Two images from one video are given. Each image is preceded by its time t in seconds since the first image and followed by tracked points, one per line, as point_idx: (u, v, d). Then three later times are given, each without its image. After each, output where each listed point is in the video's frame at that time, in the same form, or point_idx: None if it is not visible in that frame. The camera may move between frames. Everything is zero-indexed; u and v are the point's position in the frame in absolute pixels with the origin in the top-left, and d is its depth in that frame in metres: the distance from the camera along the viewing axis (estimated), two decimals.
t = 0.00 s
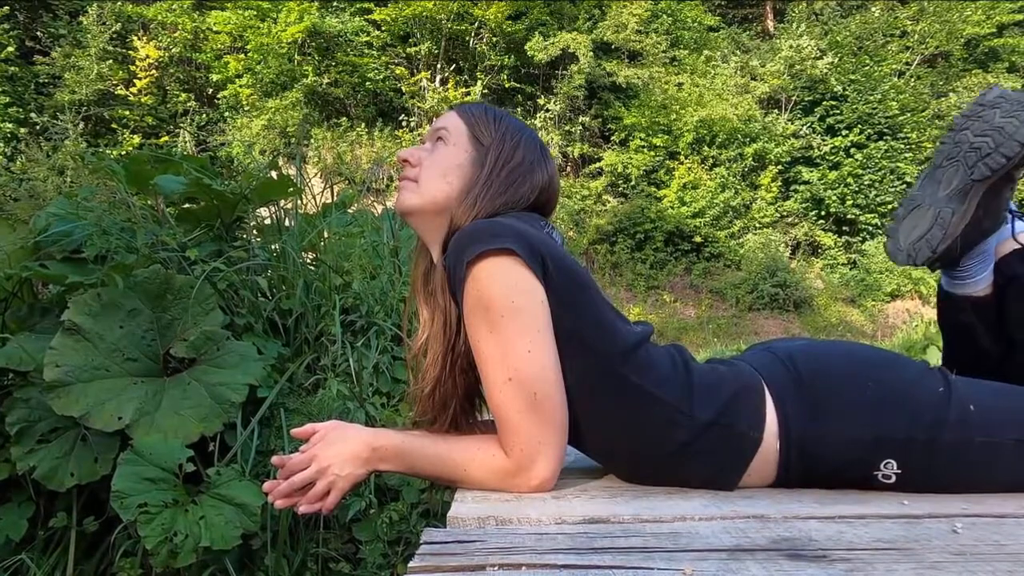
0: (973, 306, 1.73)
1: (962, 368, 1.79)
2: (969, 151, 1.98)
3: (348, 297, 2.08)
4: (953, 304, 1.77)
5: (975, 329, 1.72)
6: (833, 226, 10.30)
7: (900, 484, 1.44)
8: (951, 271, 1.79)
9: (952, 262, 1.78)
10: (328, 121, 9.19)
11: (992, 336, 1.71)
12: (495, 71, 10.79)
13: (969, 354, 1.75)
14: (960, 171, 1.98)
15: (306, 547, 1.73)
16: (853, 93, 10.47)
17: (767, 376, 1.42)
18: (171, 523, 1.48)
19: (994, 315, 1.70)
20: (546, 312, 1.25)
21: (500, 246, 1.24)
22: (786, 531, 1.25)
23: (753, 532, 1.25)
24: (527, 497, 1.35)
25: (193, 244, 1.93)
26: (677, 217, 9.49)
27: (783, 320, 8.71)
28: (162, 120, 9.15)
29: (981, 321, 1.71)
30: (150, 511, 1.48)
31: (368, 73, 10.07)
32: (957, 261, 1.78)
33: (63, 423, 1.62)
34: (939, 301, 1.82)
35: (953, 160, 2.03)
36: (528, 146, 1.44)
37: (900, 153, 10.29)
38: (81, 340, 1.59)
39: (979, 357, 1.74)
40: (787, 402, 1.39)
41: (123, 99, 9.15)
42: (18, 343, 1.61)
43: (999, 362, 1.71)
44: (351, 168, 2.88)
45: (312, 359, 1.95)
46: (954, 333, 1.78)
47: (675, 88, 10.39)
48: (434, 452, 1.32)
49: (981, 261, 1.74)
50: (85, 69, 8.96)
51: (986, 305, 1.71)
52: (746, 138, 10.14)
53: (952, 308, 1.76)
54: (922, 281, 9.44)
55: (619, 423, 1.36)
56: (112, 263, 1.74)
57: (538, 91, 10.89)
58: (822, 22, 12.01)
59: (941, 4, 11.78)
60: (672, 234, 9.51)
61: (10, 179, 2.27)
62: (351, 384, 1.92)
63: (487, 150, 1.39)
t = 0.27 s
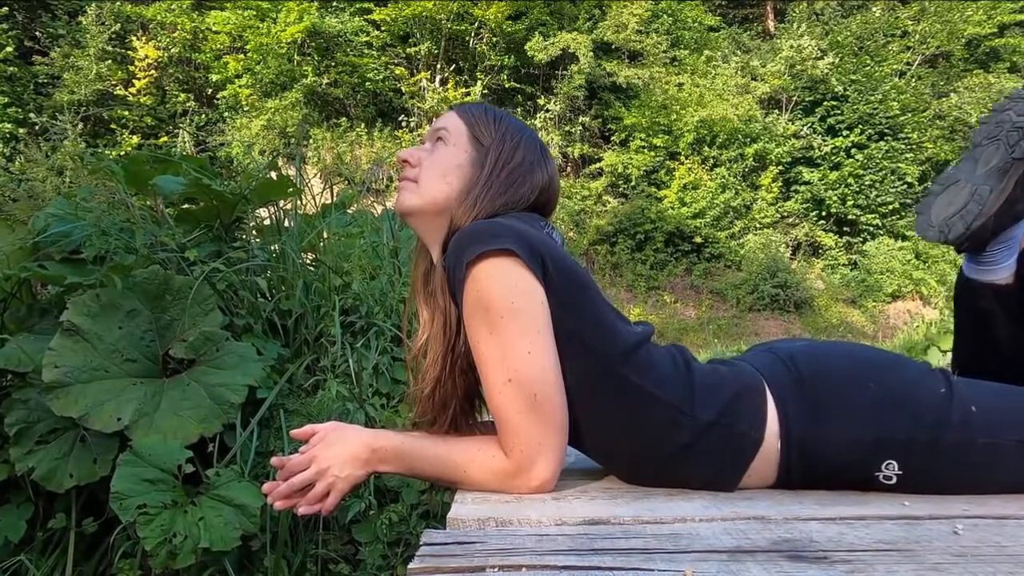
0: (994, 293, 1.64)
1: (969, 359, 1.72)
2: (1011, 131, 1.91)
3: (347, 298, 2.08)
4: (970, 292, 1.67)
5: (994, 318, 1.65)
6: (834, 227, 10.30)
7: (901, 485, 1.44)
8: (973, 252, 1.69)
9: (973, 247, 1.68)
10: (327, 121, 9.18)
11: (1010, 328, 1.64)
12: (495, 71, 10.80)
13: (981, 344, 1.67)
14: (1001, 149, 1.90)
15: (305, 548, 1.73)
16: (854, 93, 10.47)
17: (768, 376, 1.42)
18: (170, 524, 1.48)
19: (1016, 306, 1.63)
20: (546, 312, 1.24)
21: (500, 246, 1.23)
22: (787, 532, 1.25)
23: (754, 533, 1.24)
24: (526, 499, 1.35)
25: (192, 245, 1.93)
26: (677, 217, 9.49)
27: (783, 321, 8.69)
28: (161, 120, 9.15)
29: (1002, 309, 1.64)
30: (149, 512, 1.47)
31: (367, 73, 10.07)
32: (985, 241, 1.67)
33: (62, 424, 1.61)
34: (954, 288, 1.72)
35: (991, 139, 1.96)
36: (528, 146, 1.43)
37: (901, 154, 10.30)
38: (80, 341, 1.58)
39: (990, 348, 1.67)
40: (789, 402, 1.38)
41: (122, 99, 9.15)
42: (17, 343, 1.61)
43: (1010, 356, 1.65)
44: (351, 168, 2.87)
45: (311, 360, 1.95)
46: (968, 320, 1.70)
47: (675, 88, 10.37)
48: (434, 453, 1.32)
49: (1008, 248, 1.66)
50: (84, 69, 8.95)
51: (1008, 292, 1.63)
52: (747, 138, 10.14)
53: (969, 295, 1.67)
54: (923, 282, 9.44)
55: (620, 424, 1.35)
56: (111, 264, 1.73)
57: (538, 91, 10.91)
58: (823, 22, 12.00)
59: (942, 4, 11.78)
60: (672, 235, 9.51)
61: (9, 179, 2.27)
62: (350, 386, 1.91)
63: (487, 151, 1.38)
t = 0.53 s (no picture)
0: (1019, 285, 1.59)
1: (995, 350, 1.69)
2: None
3: (347, 298, 2.07)
4: (990, 283, 1.64)
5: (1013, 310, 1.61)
6: (835, 227, 10.32)
7: (902, 485, 1.43)
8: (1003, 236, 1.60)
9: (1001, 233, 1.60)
10: (327, 121, 9.16)
11: None
12: (495, 71, 10.80)
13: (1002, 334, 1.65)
14: None
15: (305, 549, 1.73)
16: (855, 93, 10.47)
17: (769, 376, 1.41)
18: (169, 525, 1.47)
19: None
20: (546, 313, 1.24)
21: (499, 247, 1.23)
22: (787, 533, 1.25)
23: (755, 534, 1.24)
24: (526, 499, 1.35)
25: (191, 245, 1.92)
26: (678, 217, 9.48)
27: (784, 322, 8.68)
28: (160, 121, 9.14)
29: None
30: (148, 513, 1.47)
31: (367, 74, 10.07)
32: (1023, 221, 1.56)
33: (61, 425, 1.61)
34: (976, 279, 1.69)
35: None
36: (528, 146, 1.43)
37: (901, 154, 10.31)
38: (78, 342, 1.58)
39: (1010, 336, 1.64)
40: (790, 402, 1.38)
41: (121, 99, 9.15)
42: (16, 344, 1.61)
43: None
44: (351, 169, 2.87)
45: (311, 361, 1.95)
46: (990, 311, 1.66)
47: (675, 89, 10.35)
48: (435, 454, 1.32)
49: None
50: (83, 69, 8.93)
51: None
52: (747, 139, 10.14)
53: (992, 285, 1.63)
54: (924, 282, 9.45)
55: (620, 424, 1.35)
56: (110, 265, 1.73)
57: (538, 92, 10.93)
58: (824, 22, 12.00)
59: (943, 4, 11.79)
60: (673, 235, 9.50)
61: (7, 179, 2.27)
62: (350, 387, 1.91)
63: (487, 151, 1.38)
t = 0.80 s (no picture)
0: None
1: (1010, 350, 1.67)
2: None
3: (347, 299, 2.07)
4: (1003, 279, 1.65)
5: None
6: (835, 227, 10.31)
7: (903, 486, 1.43)
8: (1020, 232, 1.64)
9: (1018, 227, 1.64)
10: (326, 122, 9.15)
11: None
12: (495, 71, 10.80)
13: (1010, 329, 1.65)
14: None
15: (304, 550, 1.72)
16: (856, 93, 10.47)
17: (770, 377, 1.41)
18: (168, 526, 1.47)
19: None
20: (546, 314, 1.24)
21: (499, 247, 1.23)
22: (788, 534, 1.24)
23: (755, 535, 1.24)
24: (525, 500, 1.34)
25: (190, 245, 1.92)
26: (678, 218, 9.47)
27: (784, 322, 8.67)
28: (160, 121, 9.14)
29: None
30: (147, 514, 1.46)
31: (367, 74, 10.07)
32: None
33: (60, 427, 1.61)
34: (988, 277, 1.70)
35: None
36: (528, 147, 1.42)
37: (903, 155, 10.30)
38: (77, 342, 1.58)
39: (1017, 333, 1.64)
40: (791, 403, 1.37)
41: (120, 99, 9.15)
42: (14, 345, 1.61)
43: None
44: (351, 169, 2.86)
45: (310, 361, 1.94)
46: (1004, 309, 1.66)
47: (676, 89, 10.35)
48: (434, 456, 1.31)
49: None
50: (82, 70, 8.92)
51: None
52: (748, 139, 10.14)
53: (1005, 281, 1.64)
54: (925, 283, 9.44)
55: (621, 425, 1.34)
56: (109, 266, 1.73)
57: (538, 92, 10.94)
58: (825, 22, 12.00)
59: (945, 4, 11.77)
60: (673, 236, 9.49)
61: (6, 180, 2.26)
62: (350, 388, 1.91)
63: (487, 151, 1.38)
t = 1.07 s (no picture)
0: None
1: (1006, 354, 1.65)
2: None
3: (347, 300, 2.07)
4: (1001, 279, 1.64)
5: None
6: (836, 228, 10.31)
7: (904, 487, 1.42)
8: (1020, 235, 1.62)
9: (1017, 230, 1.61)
10: (326, 122, 9.14)
11: None
12: (495, 71, 10.81)
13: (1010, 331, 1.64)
14: None
15: (304, 551, 1.72)
16: (856, 93, 10.47)
17: (770, 377, 1.41)
18: (167, 527, 1.47)
19: None
20: (546, 314, 1.23)
21: (499, 248, 1.22)
22: (788, 535, 1.24)
23: (755, 536, 1.23)
24: (525, 502, 1.34)
25: (190, 246, 1.92)
26: (679, 218, 9.46)
27: (785, 323, 8.65)
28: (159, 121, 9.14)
29: None
30: (147, 515, 1.46)
31: (367, 74, 10.06)
32: None
33: (59, 427, 1.60)
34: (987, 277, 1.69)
35: None
36: (528, 147, 1.42)
37: (904, 155, 10.30)
38: (76, 343, 1.57)
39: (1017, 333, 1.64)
40: (791, 403, 1.37)
41: (120, 99, 9.14)
42: (13, 345, 1.61)
43: None
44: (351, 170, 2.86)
45: (310, 362, 1.94)
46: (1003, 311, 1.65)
47: (676, 89, 10.34)
48: (434, 456, 1.31)
49: None
50: (81, 70, 8.91)
51: None
52: (748, 139, 10.14)
53: (1004, 283, 1.63)
54: (926, 284, 9.43)
55: (621, 426, 1.34)
56: (108, 267, 1.73)
57: (538, 92, 10.95)
58: (825, 22, 11.99)
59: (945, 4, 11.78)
60: (674, 236, 9.47)
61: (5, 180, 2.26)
62: (350, 389, 1.91)
63: (487, 152, 1.37)
